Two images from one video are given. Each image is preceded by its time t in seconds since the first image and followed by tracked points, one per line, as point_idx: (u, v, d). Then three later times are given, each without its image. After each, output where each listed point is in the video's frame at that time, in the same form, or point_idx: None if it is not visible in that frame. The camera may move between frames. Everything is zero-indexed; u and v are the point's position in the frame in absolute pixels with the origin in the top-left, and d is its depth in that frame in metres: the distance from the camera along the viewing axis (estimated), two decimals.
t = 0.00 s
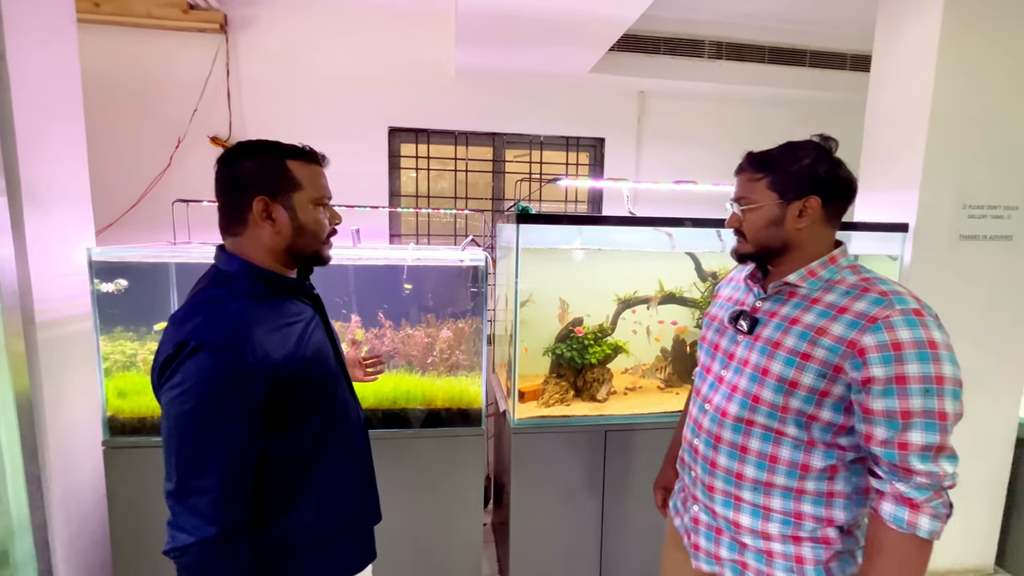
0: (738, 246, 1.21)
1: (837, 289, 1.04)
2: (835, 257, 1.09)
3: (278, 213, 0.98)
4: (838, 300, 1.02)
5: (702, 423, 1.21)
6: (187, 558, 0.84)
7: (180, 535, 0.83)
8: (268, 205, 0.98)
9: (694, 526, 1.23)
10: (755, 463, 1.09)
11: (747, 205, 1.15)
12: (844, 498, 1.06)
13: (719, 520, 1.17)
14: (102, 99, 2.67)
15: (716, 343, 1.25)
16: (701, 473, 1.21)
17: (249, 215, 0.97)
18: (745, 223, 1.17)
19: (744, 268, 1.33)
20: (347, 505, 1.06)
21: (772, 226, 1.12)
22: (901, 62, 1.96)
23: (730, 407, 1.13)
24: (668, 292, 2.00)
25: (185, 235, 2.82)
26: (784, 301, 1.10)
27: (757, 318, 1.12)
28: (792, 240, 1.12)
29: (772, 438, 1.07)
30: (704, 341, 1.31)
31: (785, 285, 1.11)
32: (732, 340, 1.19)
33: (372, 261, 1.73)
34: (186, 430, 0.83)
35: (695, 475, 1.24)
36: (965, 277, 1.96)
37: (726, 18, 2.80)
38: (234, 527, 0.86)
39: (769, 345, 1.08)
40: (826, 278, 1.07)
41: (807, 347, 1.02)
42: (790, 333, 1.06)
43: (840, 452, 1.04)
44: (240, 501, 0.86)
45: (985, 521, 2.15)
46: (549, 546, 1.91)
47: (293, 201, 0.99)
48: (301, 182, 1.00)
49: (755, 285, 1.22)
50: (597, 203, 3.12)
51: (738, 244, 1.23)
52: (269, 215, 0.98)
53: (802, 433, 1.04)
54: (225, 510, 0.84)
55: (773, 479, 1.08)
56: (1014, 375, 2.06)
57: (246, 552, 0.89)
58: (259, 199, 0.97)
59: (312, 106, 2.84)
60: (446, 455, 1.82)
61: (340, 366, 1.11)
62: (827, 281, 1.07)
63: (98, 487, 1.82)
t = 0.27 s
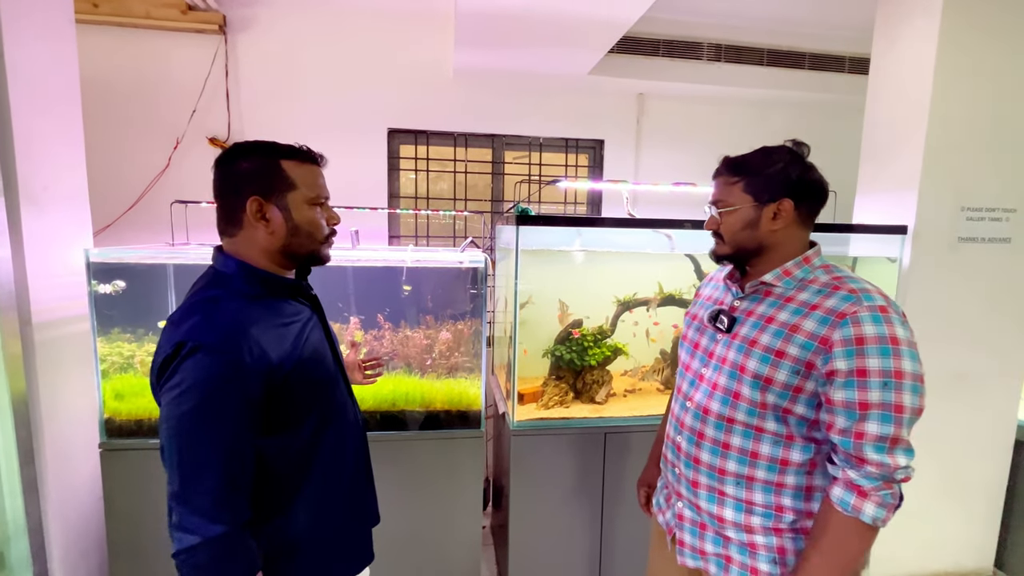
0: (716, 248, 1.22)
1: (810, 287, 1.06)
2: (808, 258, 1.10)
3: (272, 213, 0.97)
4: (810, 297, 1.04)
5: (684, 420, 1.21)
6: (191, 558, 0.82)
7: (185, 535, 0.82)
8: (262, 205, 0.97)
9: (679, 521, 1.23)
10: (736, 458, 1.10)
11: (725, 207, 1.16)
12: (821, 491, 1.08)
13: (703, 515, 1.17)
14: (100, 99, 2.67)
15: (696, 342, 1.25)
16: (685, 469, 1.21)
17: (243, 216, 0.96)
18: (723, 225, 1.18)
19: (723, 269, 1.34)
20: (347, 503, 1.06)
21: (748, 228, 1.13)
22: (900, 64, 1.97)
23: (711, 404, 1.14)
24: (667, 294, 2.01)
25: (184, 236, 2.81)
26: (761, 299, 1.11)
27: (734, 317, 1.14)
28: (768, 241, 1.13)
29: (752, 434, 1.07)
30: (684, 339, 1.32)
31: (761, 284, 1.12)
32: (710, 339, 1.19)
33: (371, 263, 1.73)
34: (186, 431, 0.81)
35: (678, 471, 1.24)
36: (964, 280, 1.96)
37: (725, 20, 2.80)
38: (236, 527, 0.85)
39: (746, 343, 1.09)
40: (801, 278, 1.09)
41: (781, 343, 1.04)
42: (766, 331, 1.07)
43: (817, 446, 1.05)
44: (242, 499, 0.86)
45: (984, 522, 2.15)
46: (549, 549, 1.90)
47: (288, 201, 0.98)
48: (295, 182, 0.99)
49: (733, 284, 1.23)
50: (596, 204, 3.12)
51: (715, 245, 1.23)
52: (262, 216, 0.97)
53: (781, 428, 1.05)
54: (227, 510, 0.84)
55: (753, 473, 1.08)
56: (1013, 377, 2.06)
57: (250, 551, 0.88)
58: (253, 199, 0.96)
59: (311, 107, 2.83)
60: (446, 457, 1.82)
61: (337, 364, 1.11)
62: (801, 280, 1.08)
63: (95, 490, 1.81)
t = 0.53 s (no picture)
0: (693, 251, 1.24)
1: (785, 285, 1.09)
2: (782, 258, 1.14)
3: (270, 216, 0.98)
4: (786, 295, 1.07)
5: (668, 417, 1.23)
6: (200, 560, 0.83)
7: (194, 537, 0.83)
8: (259, 208, 0.98)
9: (663, 517, 1.23)
10: (720, 452, 1.11)
11: (706, 209, 1.18)
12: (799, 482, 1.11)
13: (687, 509, 1.17)
14: (101, 102, 2.68)
15: (678, 341, 1.27)
16: (670, 464, 1.22)
17: (241, 220, 0.97)
18: (704, 227, 1.19)
19: (698, 270, 1.37)
20: (351, 506, 1.07)
21: (729, 230, 1.15)
22: (898, 68, 1.98)
23: (695, 400, 1.15)
24: (666, 296, 2.01)
25: (184, 239, 2.82)
26: (739, 298, 1.14)
27: (714, 316, 1.17)
28: (748, 243, 1.15)
29: (735, 428, 1.10)
30: (665, 340, 1.34)
31: (739, 284, 1.15)
32: (692, 337, 1.21)
33: (372, 265, 1.74)
34: (194, 432, 0.82)
35: (662, 467, 1.25)
36: (962, 282, 1.97)
37: (724, 24, 2.82)
38: (244, 528, 0.86)
39: (727, 340, 1.12)
40: (776, 277, 1.12)
41: (762, 339, 1.06)
42: (745, 327, 1.09)
43: (794, 438, 1.09)
44: (250, 500, 0.86)
45: (983, 524, 2.16)
46: (549, 551, 1.91)
47: (285, 203, 0.99)
48: (292, 184, 0.99)
49: (710, 285, 1.24)
50: (595, 207, 3.13)
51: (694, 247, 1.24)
52: (260, 219, 0.98)
53: (762, 422, 1.08)
54: (236, 511, 0.84)
55: (735, 466, 1.10)
56: (1012, 379, 2.06)
57: (258, 553, 0.88)
58: (250, 202, 0.97)
59: (312, 110, 2.84)
60: (447, 459, 1.82)
61: (341, 367, 1.11)
62: (776, 280, 1.11)
63: (95, 493, 1.82)
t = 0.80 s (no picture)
0: (680, 249, 1.25)
1: (762, 281, 1.14)
2: (759, 256, 1.18)
3: (258, 221, 0.99)
4: (764, 290, 1.12)
5: (653, 410, 1.26)
6: (211, 559, 0.84)
7: (205, 536, 0.84)
8: (248, 212, 0.99)
9: (650, 508, 1.25)
10: (705, 441, 1.15)
11: (694, 208, 1.20)
12: (778, 468, 1.16)
13: (674, 499, 1.20)
14: (103, 104, 2.69)
15: (660, 336, 1.30)
16: (657, 456, 1.24)
17: (232, 224, 0.99)
18: (690, 225, 1.21)
19: (679, 269, 1.40)
20: (361, 505, 1.08)
21: (717, 228, 1.18)
22: (895, 69, 1.99)
23: (682, 392, 1.18)
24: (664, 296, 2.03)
25: (186, 240, 2.83)
26: (720, 295, 1.18)
27: (697, 312, 1.20)
28: (733, 242, 1.19)
29: (720, 418, 1.14)
30: (647, 336, 1.37)
31: (720, 281, 1.19)
32: (675, 333, 1.25)
33: (373, 266, 1.75)
34: (203, 433, 0.83)
35: (647, 459, 1.28)
36: (959, 282, 1.98)
37: (723, 25, 2.83)
38: (254, 527, 0.87)
39: (711, 333, 1.16)
40: (753, 274, 1.17)
41: (744, 332, 1.11)
42: (728, 321, 1.14)
43: (774, 426, 1.14)
44: (259, 499, 0.88)
45: (981, 522, 2.17)
46: (550, 549, 1.92)
47: (273, 206, 0.99)
48: (280, 188, 0.99)
49: (692, 283, 1.27)
50: (595, 207, 3.14)
51: (680, 246, 1.25)
52: (249, 223, 0.99)
53: (745, 411, 1.12)
54: (245, 510, 0.85)
55: (720, 455, 1.14)
56: (1009, 377, 2.08)
57: (266, 553, 0.89)
58: (240, 207, 0.99)
59: (313, 112, 2.86)
60: (449, 458, 1.84)
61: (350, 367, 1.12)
62: (754, 276, 1.16)
63: (99, 493, 1.83)
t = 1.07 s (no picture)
0: (665, 248, 1.29)
1: (745, 277, 1.19)
2: (739, 254, 1.24)
3: (267, 223, 1.01)
4: (749, 286, 1.17)
5: (645, 404, 1.29)
6: (225, 555, 0.86)
7: (218, 533, 0.86)
8: (257, 215, 1.01)
9: (642, 500, 1.28)
10: (698, 432, 1.19)
11: (679, 208, 1.24)
12: (763, 453, 1.22)
13: (666, 489, 1.24)
14: (106, 106, 2.71)
15: (647, 333, 1.33)
16: (650, 449, 1.27)
17: (241, 227, 1.01)
18: (676, 225, 1.25)
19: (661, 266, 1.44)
20: (370, 500, 1.10)
21: (701, 228, 1.23)
22: (891, 68, 2.01)
23: (675, 387, 1.21)
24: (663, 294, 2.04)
25: (188, 240, 2.86)
26: (706, 291, 1.23)
27: (685, 309, 1.24)
28: (716, 241, 1.24)
29: (711, 410, 1.18)
30: (634, 334, 1.39)
31: (705, 278, 1.24)
32: (663, 329, 1.28)
33: (375, 265, 1.77)
34: (213, 432, 0.85)
35: (639, 452, 1.31)
36: (955, 279, 2.00)
37: (721, 24, 2.84)
38: (265, 523, 0.89)
39: (701, 329, 1.19)
40: (735, 271, 1.22)
41: (733, 326, 1.15)
42: (717, 317, 1.18)
43: (760, 414, 1.20)
44: (270, 496, 0.90)
45: (978, 517, 2.19)
46: (550, 545, 1.94)
47: (281, 209, 1.01)
48: (289, 190, 1.01)
49: (675, 280, 1.32)
50: (594, 206, 3.16)
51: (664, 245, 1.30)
52: (259, 226, 1.01)
53: (735, 401, 1.17)
54: (257, 507, 0.87)
55: (712, 444, 1.19)
56: (1005, 374, 2.09)
57: (279, 548, 0.91)
58: (249, 210, 1.01)
59: (313, 113, 2.88)
60: (449, 454, 1.86)
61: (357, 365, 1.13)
62: (737, 273, 1.21)
63: (105, 491, 1.85)
